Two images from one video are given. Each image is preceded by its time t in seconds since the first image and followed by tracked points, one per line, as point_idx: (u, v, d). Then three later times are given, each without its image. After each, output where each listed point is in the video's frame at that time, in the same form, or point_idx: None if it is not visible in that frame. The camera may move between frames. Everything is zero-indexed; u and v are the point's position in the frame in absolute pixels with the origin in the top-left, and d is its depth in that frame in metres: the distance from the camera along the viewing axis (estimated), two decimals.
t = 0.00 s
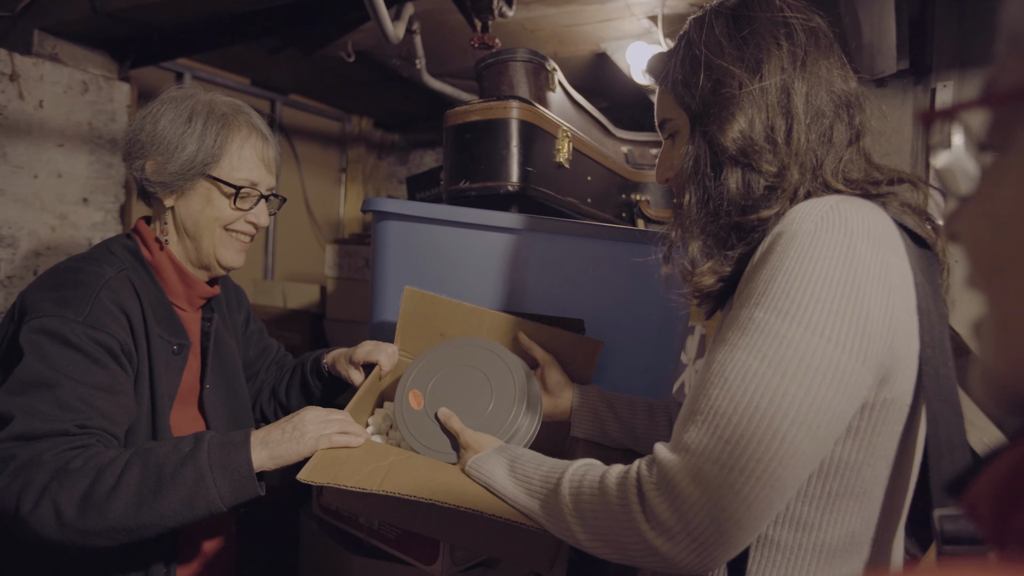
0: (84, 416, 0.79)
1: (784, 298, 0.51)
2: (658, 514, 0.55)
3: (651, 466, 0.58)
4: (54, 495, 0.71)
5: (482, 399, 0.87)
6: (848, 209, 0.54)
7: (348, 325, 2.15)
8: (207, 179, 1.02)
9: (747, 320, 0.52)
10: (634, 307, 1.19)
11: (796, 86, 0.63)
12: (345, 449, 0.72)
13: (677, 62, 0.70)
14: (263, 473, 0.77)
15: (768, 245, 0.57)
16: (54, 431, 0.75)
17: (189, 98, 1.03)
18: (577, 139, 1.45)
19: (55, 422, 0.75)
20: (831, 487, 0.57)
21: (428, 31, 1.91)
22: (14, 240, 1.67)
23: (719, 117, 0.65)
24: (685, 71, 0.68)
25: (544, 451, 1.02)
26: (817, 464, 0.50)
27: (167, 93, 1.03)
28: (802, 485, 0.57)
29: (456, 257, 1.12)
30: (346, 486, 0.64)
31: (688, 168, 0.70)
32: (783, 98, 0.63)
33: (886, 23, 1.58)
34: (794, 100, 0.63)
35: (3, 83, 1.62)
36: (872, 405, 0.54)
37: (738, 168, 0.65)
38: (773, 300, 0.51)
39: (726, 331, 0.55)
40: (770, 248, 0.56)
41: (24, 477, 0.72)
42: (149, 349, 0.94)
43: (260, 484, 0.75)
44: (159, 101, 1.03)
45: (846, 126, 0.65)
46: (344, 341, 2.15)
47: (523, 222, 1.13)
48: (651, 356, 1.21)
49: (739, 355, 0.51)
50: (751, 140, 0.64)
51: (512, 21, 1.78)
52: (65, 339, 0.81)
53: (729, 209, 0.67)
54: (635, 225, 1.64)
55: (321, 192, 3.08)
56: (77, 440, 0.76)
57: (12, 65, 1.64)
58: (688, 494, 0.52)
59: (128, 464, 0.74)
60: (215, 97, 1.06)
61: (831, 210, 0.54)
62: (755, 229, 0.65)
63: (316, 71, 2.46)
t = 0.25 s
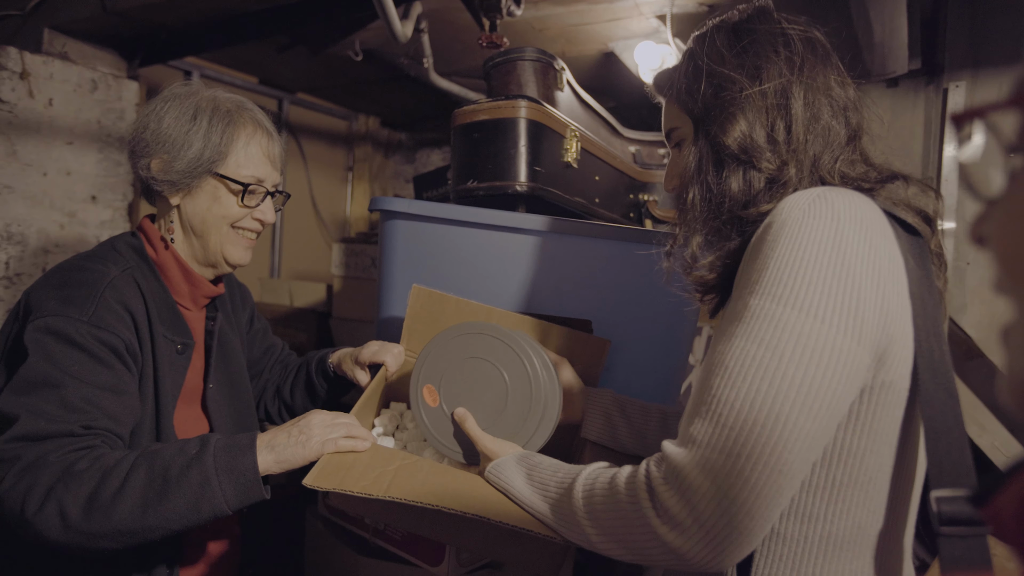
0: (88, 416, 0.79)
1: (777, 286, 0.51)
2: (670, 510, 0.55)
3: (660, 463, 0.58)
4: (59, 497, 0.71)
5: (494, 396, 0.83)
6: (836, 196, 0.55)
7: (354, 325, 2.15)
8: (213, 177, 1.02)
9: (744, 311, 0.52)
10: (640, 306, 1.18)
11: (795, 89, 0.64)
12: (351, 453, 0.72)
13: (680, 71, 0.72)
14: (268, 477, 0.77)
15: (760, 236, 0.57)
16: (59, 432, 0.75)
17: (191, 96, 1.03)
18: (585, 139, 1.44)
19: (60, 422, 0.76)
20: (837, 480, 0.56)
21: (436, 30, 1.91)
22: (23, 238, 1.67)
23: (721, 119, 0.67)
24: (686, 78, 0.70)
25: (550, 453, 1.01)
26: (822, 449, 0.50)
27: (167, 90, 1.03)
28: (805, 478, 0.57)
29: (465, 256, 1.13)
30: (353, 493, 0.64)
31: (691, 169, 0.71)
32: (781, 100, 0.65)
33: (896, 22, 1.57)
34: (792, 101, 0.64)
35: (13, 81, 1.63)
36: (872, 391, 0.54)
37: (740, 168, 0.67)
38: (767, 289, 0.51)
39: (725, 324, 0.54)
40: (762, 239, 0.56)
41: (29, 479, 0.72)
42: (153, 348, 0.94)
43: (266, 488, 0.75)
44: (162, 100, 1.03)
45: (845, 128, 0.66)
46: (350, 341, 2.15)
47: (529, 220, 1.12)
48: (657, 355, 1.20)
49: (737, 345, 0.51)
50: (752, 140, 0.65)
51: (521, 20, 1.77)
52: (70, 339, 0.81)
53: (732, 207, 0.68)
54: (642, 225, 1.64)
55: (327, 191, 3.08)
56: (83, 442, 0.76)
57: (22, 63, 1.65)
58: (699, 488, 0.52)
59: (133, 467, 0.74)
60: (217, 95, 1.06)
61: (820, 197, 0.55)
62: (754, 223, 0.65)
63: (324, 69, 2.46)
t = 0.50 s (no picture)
0: (95, 418, 0.78)
1: (779, 284, 0.50)
2: (677, 514, 0.54)
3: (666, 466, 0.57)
4: (66, 500, 0.71)
5: (519, 394, 0.81)
6: (836, 193, 0.54)
7: (362, 324, 2.15)
8: (218, 170, 1.02)
9: (747, 311, 0.52)
10: (649, 307, 1.17)
11: (796, 93, 0.64)
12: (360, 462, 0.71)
13: (682, 81, 0.71)
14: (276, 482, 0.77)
15: (761, 235, 0.56)
16: (66, 433, 0.75)
17: (192, 92, 1.03)
18: (596, 139, 1.43)
19: (67, 424, 0.75)
20: (843, 482, 0.55)
21: (446, 29, 1.90)
22: (35, 235, 1.68)
23: (723, 125, 0.66)
24: (688, 86, 0.70)
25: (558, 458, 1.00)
26: (830, 448, 0.49)
27: (171, 86, 1.03)
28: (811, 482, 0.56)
29: (474, 256, 1.12)
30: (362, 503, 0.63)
31: (693, 175, 0.71)
32: (780, 104, 0.64)
33: (913, 23, 1.55)
34: (793, 105, 0.64)
35: (26, 79, 1.64)
36: (879, 391, 0.53)
37: (742, 173, 0.66)
38: (769, 288, 0.51)
39: (727, 325, 0.54)
40: (763, 238, 0.55)
41: (37, 481, 0.72)
42: (159, 348, 0.94)
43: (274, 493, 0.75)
44: (164, 96, 1.02)
45: (847, 131, 0.66)
46: (358, 340, 2.15)
47: (536, 221, 1.11)
48: (667, 355, 1.19)
49: (740, 346, 0.51)
50: (754, 145, 0.65)
51: (532, 19, 1.76)
52: (77, 339, 0.81)
53: (735, 212, 0.67)
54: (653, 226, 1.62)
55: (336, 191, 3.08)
56: (90, 443, 0.76)
57: (35, 61, 1.65)
58: (706, 491, 0.51)
59: (140, 470, 0.73)
60: (219, 90, 1.06)
61: (820, 195, 0.54)
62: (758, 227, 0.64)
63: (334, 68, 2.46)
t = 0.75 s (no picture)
0: (95, 423, 0.78)
1: (779, 289, 0.49)
2: (681, 524, 0.53)
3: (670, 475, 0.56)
4: (65, 507, 0.70)
5: (537, 395, 0.80)
6: (836, 197, 0.53)
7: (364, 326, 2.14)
8: (219, 170, 1.01)
9: (747, 318, 0.51)
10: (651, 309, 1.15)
11: (795, 95, 0.63)
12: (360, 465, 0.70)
13: (680, 86, 0.71)
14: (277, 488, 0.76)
15: (762, 241, 0.56)
16: (65, 439, 0.74)
17: (191, 93, 1.02)
18: (600, 141, 1.42)
19: (66, 430, 0.75)
20: (849, 491, 0.54)
21: (450, 31, 1.90)
22: (37, 237, 1.68)
23: (722, 128, 0.66)
24: (688, 91, 0.69)
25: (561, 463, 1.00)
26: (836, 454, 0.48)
27: (168, 89, 1.01)
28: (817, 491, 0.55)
29: (476, 257, 1.12)
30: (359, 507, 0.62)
31: (693, 178, 0.70)
32: (778, 105, 0.64)
33: (918, 24, 1.54)
34: (793, 106, 0.63)
35: (29, 81, 1.64)
36: (884, 397, 0.52)
37: (741, 176, 0.65)
38: (769, 293, 0.50)
39: (729, 333, 0.53)
40: (764, 244, 0.55)
41: (35, 488, 0.71)
42: (160, 351, 0.94)
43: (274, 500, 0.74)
44: (164, 98, 1.02)
45: (847, 131, 0.65)
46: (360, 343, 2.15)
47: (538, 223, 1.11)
48: (669, 360, 1.16)
49: (741, 353, 0.50)
50: (753, 148, 0.64)
51: (536, 21, 1.76)
52: (75, 343, 0.81)
53: (736, 214, 0.66)
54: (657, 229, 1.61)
55: (339, 193, 3.08)
56: (89, 449, 0.75)
57: (38, 63, 1.66)
58: (709, 499, 0.50)
59: (140, 477, 0.73)
60: (219, 90, 1.05)
61: (820, 199, 0.53)
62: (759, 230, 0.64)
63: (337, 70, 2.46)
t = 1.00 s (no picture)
0: (88, 435, 0.76)
1: (774, 305, 0.49)
2: (681, 544, 0.52)
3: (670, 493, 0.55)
4: (55, 520, 0.69)
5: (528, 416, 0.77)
6: (832, 210, 0.53)
7: (362, 337, 2.13)
8: (218, 181, 1.01)
9: (744, 334, 0.50)
10: (650, 323, 1.14)
11: (787, 110, 0.63)
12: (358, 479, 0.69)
13: (676, 104, 0.71)
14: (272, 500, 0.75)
15: (757, 256, 0.55)
16: (57, 451, 0.73)
17: (192, 104, 1.02)
18: (600, 153, 1.42)
19: (58, 440, 0.73)
20: (850, 511, 0.53)
21: (449, 43, 1.90)
22: (33, 246, 1.67)
23: (714, 145, 0.65)
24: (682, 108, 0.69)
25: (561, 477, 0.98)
26: (836, 472, 0.47)
27: (167, 99, 1.01)
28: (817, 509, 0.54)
29: (476, 269, 1.11)
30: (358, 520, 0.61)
31: (690, 194, 0.69)
32: (771, 121, 0.63)
33: (916, 39, 1.55)
34: (785, 121, 0.63)
35: (27, 89, 1.64)
36: (885, 413, 0.51)
37: (736, 191, 0.64)
38: (764, 309, 0.49)
39: (726, 349, 0.52)
40: (760, 258, 0.54)
41: (25, 501, 0.70)
42: (156, 362, 0.92)
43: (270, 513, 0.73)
44: (164, 108, 1.01)
45: (841, 145, 0.64)
46: (358, 354, 2.13)
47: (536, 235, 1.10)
48: (670, 374, 1.15)
49: (738, 370, 0.49)
50: (747, 163, 0.63)
51: (535, 34, 1.76)
52: (69, 354, 0.79)
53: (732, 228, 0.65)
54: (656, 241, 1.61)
55: (337, 203, 3.08)
56: (81, 461, 0.74)
57: (36, 72, 1.65)
58: (709, 519, 0.49)
59: (133, 490, 0.71)
60: (219, 101, 1.05)
61: (815, 213, 0.53)
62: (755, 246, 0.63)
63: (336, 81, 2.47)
